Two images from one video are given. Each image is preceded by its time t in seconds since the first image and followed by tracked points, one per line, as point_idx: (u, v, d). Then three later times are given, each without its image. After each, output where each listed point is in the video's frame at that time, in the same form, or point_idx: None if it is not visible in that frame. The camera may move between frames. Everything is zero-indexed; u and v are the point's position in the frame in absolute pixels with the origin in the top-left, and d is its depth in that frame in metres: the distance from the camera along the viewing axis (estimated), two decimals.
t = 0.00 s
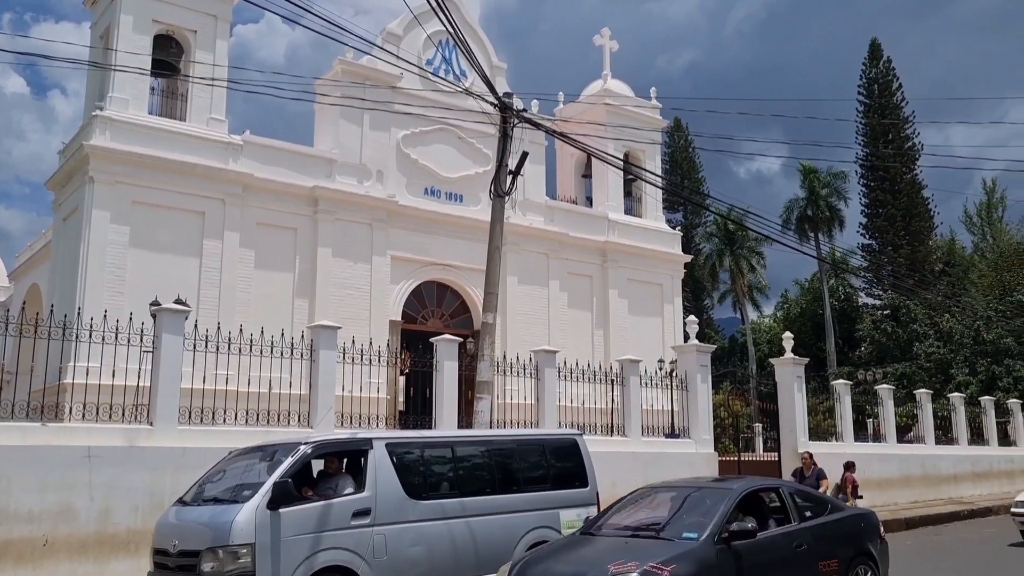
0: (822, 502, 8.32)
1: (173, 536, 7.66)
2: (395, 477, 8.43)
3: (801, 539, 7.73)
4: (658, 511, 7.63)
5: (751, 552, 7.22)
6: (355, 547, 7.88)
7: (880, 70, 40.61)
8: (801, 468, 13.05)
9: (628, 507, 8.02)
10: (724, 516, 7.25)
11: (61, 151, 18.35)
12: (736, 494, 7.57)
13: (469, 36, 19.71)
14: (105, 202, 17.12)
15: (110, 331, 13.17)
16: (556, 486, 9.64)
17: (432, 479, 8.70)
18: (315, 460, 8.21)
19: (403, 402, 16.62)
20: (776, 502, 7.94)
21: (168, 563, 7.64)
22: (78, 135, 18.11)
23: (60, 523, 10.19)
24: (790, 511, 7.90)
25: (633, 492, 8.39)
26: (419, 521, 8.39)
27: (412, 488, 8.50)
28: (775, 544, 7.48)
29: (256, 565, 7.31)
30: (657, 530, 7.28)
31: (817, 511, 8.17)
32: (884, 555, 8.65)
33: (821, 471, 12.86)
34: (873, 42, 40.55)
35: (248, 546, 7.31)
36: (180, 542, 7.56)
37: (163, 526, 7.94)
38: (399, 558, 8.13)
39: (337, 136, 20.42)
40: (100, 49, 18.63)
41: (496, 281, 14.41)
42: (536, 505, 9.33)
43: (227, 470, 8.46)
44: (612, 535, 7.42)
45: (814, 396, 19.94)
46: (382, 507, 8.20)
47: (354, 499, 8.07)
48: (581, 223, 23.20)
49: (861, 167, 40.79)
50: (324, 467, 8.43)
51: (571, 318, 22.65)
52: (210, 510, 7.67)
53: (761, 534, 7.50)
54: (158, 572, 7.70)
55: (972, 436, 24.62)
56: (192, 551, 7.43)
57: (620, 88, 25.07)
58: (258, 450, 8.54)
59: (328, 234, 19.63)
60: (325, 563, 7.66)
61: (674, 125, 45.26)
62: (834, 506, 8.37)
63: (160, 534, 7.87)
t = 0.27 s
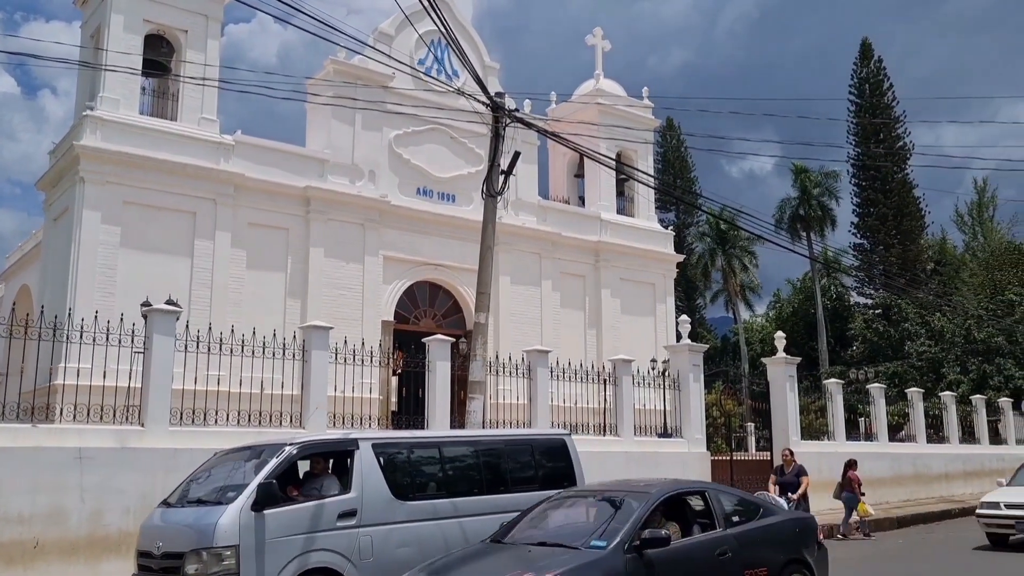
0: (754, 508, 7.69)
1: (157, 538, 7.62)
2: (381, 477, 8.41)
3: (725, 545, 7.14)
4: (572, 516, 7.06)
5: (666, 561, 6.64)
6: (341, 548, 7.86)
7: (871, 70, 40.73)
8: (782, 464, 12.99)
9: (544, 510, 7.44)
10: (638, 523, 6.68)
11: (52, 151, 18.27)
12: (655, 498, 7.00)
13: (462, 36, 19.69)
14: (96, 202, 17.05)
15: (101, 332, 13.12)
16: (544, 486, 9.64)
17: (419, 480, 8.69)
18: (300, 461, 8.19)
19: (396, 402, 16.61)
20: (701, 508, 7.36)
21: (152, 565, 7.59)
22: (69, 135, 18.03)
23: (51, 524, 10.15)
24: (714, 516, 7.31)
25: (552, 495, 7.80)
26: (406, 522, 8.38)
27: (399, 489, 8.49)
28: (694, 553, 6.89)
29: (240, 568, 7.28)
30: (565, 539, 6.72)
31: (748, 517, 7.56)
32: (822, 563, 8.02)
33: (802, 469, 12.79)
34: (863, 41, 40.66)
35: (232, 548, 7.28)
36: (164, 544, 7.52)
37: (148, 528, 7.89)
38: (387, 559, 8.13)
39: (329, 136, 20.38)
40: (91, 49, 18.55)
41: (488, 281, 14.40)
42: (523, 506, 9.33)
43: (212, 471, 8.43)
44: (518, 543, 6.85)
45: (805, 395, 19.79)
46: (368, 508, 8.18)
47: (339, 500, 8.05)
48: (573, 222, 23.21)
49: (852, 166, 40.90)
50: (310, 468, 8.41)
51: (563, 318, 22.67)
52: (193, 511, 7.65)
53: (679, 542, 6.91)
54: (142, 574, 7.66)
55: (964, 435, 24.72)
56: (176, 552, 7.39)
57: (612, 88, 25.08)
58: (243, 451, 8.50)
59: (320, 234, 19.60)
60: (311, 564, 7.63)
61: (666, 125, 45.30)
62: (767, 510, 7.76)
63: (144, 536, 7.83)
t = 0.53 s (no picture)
0: (672, 517, 7.16)
1: (135, 540, 7.60)
2: (362, 477, 8.40)
3: (635, 555, 6.64)
4: (473, 521, 6.58)
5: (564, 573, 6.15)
6: (321, 549, 7.88)
7: (858, 70, 40.92)
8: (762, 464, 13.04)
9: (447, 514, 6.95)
10: (535, 531, 6.19)
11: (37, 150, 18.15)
12: (560, 503, 6.52)
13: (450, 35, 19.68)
14: (82, 201, 16.95)
15: (87, 332, 13.06)
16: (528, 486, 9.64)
17: (401, 480, 8.68)
18: (280, 461, 8.17)
19: (384, 402, 16.59)
20: (612, 514, 6.86)
21: (130, 567, 7.55)
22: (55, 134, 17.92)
23: (37, 525, 10.10)
24: (626, 522, 6.82)
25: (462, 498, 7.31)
26: (389, 522, 8.39)
27: (380, 489, 8.48)
28: (600, 561, 6.41)
29: (219, 569, 7.25)
30: (457, 549, 6.23)
31: (665, 525, 7.04)
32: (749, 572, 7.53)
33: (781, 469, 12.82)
34: (850, 41, 40.85)
35: (211, 550, 7.26)
36: (142, 545, 7.50)
37: (127, 529, 7.86)
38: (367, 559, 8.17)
39: (317, 135, 20.34)
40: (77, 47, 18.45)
41: (477, 280, 14.40)
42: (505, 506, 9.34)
43: (191, 472, 8.41)
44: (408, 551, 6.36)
45: (794, 393, 19.88)
46: (349, 508, 8.20)
47: (319, 501, 8.04)
48: (562, 222, 23.22)
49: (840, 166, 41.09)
50: (290, 467, 8.41)
51: (552, 318, 22.69)
52: (172, 513, 7.62)
53: (581, 551, 6.41)
54: None
55: (950, 433, 24.87)
56: (154, 554, 7.37)
57: (600, 88, 25.12)
58: (222, 452, 8.49)
59: (308, 234, 19.55)
60: (288, 565, 7.66)
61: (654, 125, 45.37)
62: (688, 517, 7.24)
63: (122, 538, 7.81)
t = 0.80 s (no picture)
0: (552, 527, 6.45)
1: (101, 544, 7.67)
2: (334, 479, 8.37)
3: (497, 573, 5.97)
4: (320, 535, 5.96)
5: None
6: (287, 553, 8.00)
7: (838, 72, 41.20)
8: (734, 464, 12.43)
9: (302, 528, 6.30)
10: (373, 545, 5.57)
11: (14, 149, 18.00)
12: (411, 515, 5.88)
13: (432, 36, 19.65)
14: (61, 202, 16.81)
15: (65, 333, 12.95)
16: (503, 487, 9.62)
17: (373, 481, 8.60)
18: (249, 463, 8.17)
19: (366, 403, 16.55)
20: (479, 525, 6.22)
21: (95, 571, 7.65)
22: (33, 133, 17.76)
23: (14, 528, 10.01)
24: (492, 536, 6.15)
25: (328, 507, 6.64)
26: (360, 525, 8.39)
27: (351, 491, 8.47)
28: None
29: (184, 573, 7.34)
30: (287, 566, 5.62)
31: (542, 538, 6.35)
32: None
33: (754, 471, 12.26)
34: (830, 43, 41.12)
35: (177, 553, 7.34)
36: (107, 550, 7.60)
37: (93, 532, 7.88)
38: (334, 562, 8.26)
39: (299, 135, 20.25)
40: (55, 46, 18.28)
41: (458, 281, 14.38)
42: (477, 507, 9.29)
43: (159, 475, 8.39)
44: (238, 569, 5.73)
45: (774, 393, 19.92)
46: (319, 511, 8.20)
47: (287, 504, 8.08)
48: (545, 222, 23.24)
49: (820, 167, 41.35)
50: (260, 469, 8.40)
51: (534, 318, 22.69)
52: (139, 516, 7.66)
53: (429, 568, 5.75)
54: None
55: (928, 433, 25.09)
56: (120, 559, 7.47)
57: (583, 89, 25.15)
58: (191, 454, 8.46)
59: (289, 234, 19.46)
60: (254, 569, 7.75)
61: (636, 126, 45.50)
62: (571, 528, 6.55)
63: (87, 541, 7.88)
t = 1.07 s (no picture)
0: (425, 537, 5.62)
1: (65, 546, 7.60)
2: (304, 480, 8.34)
3: None
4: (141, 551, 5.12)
5: None
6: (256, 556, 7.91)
7: (818, 73, 41.49)
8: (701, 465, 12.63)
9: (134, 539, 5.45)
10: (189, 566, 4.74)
11: None
12: (246, 528, 5.03)
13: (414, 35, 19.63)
14: (37, 200, 16.65)
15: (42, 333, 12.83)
16: (476, 487, 9.65)
17: (344, 481, 8.64)
18: (217, 464, 8.05)
19: (348, 402, 16.52)
20: (331, 537, 5.38)
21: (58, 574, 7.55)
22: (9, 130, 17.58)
23: None
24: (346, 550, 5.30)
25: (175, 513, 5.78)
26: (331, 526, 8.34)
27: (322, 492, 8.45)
28: None
29: None
30: None
31: (407, 550, 5.50)
32: None
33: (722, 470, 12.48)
34: (810, 45, 41.41)
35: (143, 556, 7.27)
36: (70, 553, 7.50)
37: (59, 534, 7.78)
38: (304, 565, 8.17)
39: (280, 134, 20.16)
40: (33, 43, 18.13)
41: (440, 280, 14.37)
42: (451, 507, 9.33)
43: (127, 476, 8.31)
44: None
45: (756, 393, 20.03)
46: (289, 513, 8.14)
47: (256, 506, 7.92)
48: (527, 222, 23.26)
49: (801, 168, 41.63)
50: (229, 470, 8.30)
51: (516, 318, 22.71)
52: (105, 518, 7.60)
53: None
54: None
55: (907, 432, 25.33)
56: (84, 561, 7.39)
57: (565, 89, 25.20)
58: (158, 455, 8.34)
59: (270, 233, 19.37)
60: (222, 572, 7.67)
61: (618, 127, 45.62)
62: (447, 539, 5.70)
63: (51, 543, 7.80)
